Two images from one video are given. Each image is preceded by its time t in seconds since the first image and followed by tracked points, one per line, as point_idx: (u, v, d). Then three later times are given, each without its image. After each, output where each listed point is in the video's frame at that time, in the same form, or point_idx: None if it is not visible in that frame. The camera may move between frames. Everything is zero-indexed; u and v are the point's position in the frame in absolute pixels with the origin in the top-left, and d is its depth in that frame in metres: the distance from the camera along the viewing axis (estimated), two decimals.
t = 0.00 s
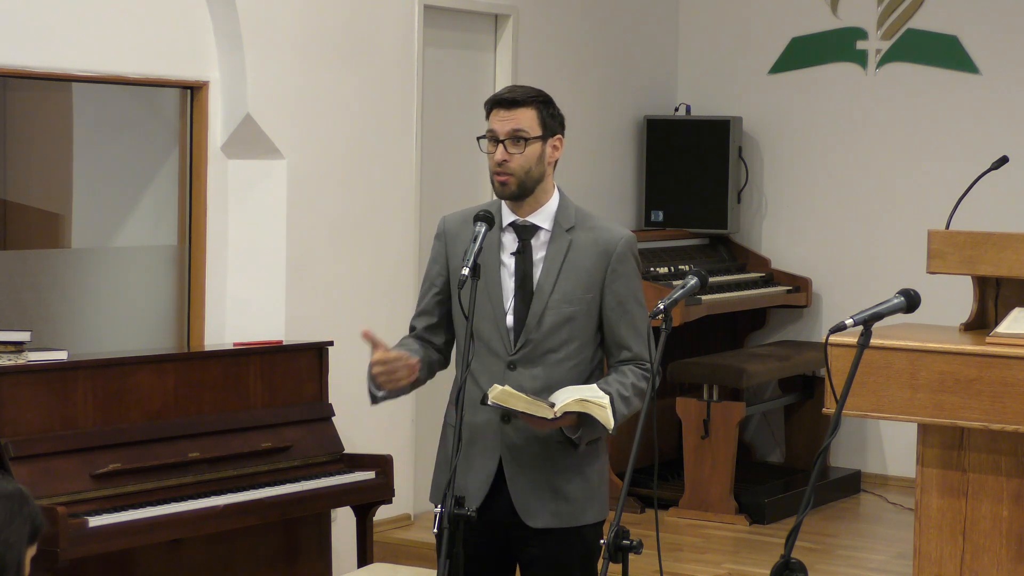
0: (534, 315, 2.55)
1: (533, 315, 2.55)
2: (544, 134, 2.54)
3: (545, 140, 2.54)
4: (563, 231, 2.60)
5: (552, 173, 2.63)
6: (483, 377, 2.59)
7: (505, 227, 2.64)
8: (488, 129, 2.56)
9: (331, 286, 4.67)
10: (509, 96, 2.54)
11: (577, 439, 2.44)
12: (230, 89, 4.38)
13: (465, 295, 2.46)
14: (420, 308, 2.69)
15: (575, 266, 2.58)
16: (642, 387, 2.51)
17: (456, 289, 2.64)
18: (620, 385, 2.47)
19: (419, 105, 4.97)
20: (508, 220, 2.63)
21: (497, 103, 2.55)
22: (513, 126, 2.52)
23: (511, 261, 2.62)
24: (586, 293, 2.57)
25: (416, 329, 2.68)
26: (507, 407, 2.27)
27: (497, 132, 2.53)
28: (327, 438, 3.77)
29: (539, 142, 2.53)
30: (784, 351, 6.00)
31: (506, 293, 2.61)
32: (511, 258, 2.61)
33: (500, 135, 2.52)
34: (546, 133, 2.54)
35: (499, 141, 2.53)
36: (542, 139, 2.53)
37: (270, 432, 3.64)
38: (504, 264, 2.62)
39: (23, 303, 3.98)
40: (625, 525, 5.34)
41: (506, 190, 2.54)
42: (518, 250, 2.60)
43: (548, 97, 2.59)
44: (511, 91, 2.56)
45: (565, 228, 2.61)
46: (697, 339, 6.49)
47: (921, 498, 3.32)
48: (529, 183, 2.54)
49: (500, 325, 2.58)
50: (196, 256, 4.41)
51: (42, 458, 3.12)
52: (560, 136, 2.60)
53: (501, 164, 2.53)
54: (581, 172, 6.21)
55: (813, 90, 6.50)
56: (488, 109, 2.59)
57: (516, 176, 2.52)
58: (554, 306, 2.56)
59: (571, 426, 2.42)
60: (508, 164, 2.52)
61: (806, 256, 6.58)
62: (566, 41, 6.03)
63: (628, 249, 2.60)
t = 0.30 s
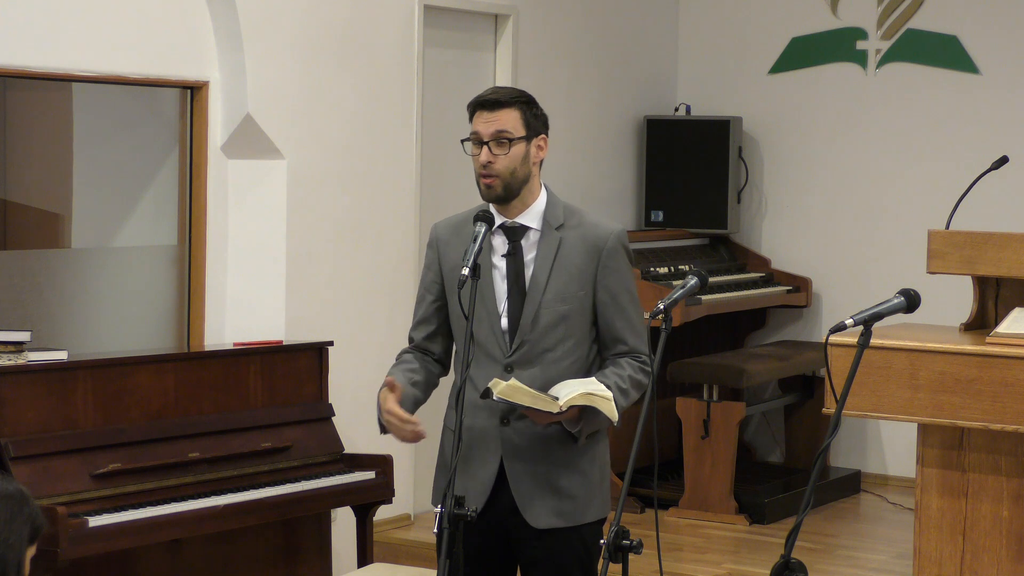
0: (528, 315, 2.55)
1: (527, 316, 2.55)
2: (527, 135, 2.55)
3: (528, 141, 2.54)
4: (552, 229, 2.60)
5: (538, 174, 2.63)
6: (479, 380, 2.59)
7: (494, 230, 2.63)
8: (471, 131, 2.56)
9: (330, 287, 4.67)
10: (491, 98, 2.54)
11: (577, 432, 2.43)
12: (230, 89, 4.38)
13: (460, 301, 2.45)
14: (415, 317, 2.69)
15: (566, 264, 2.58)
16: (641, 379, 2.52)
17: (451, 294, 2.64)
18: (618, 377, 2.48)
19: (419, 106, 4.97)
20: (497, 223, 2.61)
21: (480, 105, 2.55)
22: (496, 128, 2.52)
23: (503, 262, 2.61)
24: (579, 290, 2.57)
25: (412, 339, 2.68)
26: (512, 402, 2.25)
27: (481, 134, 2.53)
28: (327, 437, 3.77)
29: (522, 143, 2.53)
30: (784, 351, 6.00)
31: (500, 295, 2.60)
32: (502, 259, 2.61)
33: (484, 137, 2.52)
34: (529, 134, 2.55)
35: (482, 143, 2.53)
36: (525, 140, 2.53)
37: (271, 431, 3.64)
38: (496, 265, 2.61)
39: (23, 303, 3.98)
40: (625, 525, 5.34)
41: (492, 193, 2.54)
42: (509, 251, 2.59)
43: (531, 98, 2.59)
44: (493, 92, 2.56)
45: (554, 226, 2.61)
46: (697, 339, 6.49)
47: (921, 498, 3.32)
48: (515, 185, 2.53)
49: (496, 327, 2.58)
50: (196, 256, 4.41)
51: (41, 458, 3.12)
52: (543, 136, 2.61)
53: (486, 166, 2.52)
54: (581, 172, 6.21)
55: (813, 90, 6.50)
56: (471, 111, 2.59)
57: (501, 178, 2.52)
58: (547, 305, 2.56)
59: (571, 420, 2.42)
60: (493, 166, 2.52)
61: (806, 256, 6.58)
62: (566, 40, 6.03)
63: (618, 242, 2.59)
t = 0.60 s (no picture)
0: (523, 311, 2.55)
1: (522, 310, 2.55)
2: (533, 131, 2.55)
3: (534, 137, 2.55)
4: (552, 226, 2.60)
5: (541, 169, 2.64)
6: (474, 374, 2.59)
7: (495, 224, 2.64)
8: (477, 126, 2.56)
9: (330, 287, 4.67)
10: (497, 94, 2.54)
11: (577, 439, 2.44)
12: (230, 89, 4.38)
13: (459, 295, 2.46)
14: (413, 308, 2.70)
15: (563, 261, 2.58)
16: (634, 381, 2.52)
17: (449, 287, 2.65)
18: (612, 381, 2.47)
19: (419, 105, 4.97)
20: (498, 217, 2.63)
21: (486, 101, 2.55)
22: (502, 124, 2.52)
23: (502, 257, 2.62)
24: (576, 288, 2.57)
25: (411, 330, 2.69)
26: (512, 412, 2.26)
27: (486, 130, 2.53)
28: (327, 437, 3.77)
29: (528, 139, 2.53)
30: (784, 351, 6.00)
31: (497, 290, 2.60)
32: (501, 254, 2.61)
33: (489, 133, 2.53)
34: (535, 130, 2.55)
35: (488, 138, 2.53)
36: (532, 135, 2.53)
37: (271, 432, 3.64)
38: (494, 261, 2.62)
39: (23, 303, 3.98)
40: (625, 525, 5.34)
41: (497, 188, 2.54)
42: (508, 246, 2.60)
43: (536, 93, 2.59)
44: (500, 88, 2.56)
45: (554, 223, 2.60)
46: (697, 339, 6.49)
47: (922, 498, 3.32)
48: (520, 180, 2.54)
49: (492, 322, 2.58)
50: (196, 256, 4.41)
51: (42, 458, 3.12)
52: (549, 131, 2.61)
53: (492, 162, 2.53)
54: (581, 172, 6.20)
55: (813, 90, 6.50)
56: (477, 106, 2.59)
57: (507, 173, 2.53)
58: (542, 301, 2.56)
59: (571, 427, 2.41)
60: (498, 162, 2.52)
61: (806, 256, 6.58)
62: (566, 40, 6.03)
63: (618, 243, 2.59)
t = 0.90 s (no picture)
0: (523, 308, 2.55)
1: (523, 308, 2.55)
2: (528, 129, 2.55)
3: (529, 134, 2.55)
4: (550, 224, 2.60)
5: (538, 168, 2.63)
6: (473, 372, 2.58)
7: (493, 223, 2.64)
8: (472, 124, 2.56)
9: (330, 287, 4.67)
10: (492, 91, 2.55)
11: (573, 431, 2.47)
12: (230, 89, 4.38)
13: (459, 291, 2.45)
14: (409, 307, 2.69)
15: (563, 256, 2.58)
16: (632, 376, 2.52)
17: (447, 285, 2.64)
18: (611, 377, 2.48)
19: (419, 106, 4.97)
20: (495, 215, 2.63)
21: (482, 98, 2.56)
22: (497, 121, 2.52)
23: (499, 255, 2.62)
24: (575, 285, 2.57)
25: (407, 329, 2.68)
26: (512, 399, 2.23)
27: (481, 127, 2.53)
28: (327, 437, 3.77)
29: (523, 136, 2.53)
30: (784, 351, 6.00)
31: (495, 287, 2.60)
32: (499, 252, 2.61)
33: (484, 130, 2.53)
34: (530, 128, 2.55)
35: (482, 136, 2.53)
36: (527, 133, 2.53)
37: (271, 431, 3.64)
38: (492, 258, 2.62)
39: (23, 303, 3.99)
40: (625, 525, 5.34)
41: (491, 185, 2.53)
42: (506, 244, 2.60)
43: (532, 92, 2.60)
44: (496, 86, 2.56)
45: (552, 221, 2.61)
46: (697, 340, 6.49)
47: (922, 498, 3.32)
48: (514, 178, 2.53)
49: (491, 319, 2.57)
50: (196, 256, 4.41)
51: (42, 458, 3.12)
52: (545, 130, 2.61)
53: (486, 159, 2.53)
54: (581, 172, 6.20)
55: (813, 90, 6.50)
56: (472, 104, 2.59)
57: (500, 170, 2.52)
58: (543, 298, 2.56)
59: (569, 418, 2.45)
60: (493, 159, 2.52)
61: (806, 256, 6.58)
62: (566, 40, 6.03)
63: (616, 239, 2.60)
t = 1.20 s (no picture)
0: (525, 316, 2.55)
1: (524, 316, 2.55)
2: (524, 134, 2.54)
3: (526, 140, 2.54)
4: (552, 230, 2.60)
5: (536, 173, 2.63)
6: (473, 379, 2.59)
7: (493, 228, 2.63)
8: (468, 130, 2.55)
9: (330, 286, 4.67)
10: (487, 97, 2.54)
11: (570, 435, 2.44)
12: (230, 88, 4.38)
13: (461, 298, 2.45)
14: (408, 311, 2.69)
15: (564, 265, 2.58)
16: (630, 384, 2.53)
17: (446, 291, 2.64)
18: (610, 384, 2.49)
19: (418, 105, 4.97)
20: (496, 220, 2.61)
21: (478, 104, 2.55)
22: (493, 127, 2.51)
23: (501, 261, 2.60)
24: (576, 292, 2.57)
25: (406, 333, 2.67)
26: (519, 407, 2.24)
27: (477, 133, 2.53)
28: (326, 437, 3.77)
29: (519, 142, 2.52)
30: (784, 351, 6.00)
31: (496, 294, 2.59)
32: (500, 258, 2.60)
33: (480, 136, 2.52)
34: (527, 133, 2.54)
35: (478, 142, 2.53)
36: (523, 139, 2.53)
37: (271, 431, 3.64)
38: (493, 264, 2.60)
39: (23, 302, 3.99)
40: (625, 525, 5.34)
41: (488, 192, 2.53)
42: (508, 250, 2.59)
43: (530, 97, 2.59)
44: (492, 91, 2.56)
45: (553, 227, 2.61)
46: (697, 339, 6.49)
47: (921, 498, 3.32)
48: (511, 184, 2.53)
49: (492, 326, 2.57)
50: (196, 256, 4.41)
51: (42, 458, 3.12)
52: (542, 135, 2.61)
53: (482, 165, 2.52)
54: (581, 172, 6.20)
55: (814, 90, 6.50)
56: (468, 111, 2.59)
57: (497, 177, 2.52)
58: (544, 306, 2.56)
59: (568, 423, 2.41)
60: (489, 165, 2.52)
61: (806, 256, 6.58)
62: (566, 40, 6.02)
63: (616, 247, 2.61)
